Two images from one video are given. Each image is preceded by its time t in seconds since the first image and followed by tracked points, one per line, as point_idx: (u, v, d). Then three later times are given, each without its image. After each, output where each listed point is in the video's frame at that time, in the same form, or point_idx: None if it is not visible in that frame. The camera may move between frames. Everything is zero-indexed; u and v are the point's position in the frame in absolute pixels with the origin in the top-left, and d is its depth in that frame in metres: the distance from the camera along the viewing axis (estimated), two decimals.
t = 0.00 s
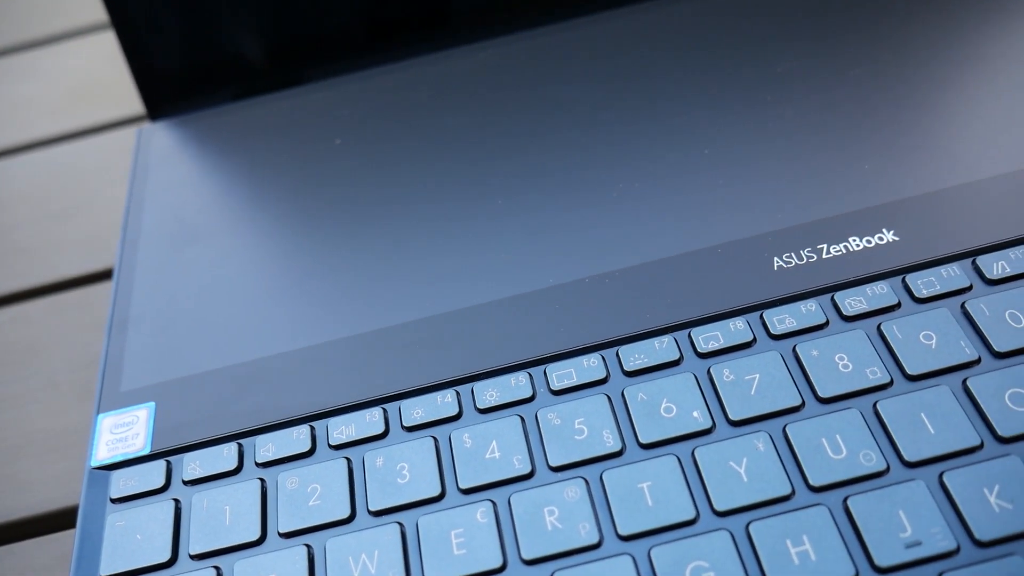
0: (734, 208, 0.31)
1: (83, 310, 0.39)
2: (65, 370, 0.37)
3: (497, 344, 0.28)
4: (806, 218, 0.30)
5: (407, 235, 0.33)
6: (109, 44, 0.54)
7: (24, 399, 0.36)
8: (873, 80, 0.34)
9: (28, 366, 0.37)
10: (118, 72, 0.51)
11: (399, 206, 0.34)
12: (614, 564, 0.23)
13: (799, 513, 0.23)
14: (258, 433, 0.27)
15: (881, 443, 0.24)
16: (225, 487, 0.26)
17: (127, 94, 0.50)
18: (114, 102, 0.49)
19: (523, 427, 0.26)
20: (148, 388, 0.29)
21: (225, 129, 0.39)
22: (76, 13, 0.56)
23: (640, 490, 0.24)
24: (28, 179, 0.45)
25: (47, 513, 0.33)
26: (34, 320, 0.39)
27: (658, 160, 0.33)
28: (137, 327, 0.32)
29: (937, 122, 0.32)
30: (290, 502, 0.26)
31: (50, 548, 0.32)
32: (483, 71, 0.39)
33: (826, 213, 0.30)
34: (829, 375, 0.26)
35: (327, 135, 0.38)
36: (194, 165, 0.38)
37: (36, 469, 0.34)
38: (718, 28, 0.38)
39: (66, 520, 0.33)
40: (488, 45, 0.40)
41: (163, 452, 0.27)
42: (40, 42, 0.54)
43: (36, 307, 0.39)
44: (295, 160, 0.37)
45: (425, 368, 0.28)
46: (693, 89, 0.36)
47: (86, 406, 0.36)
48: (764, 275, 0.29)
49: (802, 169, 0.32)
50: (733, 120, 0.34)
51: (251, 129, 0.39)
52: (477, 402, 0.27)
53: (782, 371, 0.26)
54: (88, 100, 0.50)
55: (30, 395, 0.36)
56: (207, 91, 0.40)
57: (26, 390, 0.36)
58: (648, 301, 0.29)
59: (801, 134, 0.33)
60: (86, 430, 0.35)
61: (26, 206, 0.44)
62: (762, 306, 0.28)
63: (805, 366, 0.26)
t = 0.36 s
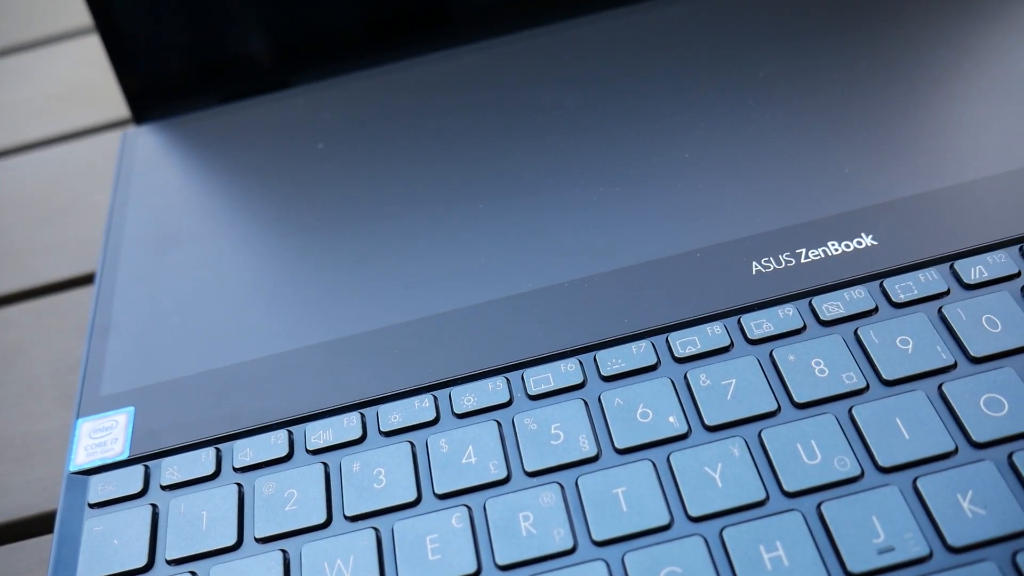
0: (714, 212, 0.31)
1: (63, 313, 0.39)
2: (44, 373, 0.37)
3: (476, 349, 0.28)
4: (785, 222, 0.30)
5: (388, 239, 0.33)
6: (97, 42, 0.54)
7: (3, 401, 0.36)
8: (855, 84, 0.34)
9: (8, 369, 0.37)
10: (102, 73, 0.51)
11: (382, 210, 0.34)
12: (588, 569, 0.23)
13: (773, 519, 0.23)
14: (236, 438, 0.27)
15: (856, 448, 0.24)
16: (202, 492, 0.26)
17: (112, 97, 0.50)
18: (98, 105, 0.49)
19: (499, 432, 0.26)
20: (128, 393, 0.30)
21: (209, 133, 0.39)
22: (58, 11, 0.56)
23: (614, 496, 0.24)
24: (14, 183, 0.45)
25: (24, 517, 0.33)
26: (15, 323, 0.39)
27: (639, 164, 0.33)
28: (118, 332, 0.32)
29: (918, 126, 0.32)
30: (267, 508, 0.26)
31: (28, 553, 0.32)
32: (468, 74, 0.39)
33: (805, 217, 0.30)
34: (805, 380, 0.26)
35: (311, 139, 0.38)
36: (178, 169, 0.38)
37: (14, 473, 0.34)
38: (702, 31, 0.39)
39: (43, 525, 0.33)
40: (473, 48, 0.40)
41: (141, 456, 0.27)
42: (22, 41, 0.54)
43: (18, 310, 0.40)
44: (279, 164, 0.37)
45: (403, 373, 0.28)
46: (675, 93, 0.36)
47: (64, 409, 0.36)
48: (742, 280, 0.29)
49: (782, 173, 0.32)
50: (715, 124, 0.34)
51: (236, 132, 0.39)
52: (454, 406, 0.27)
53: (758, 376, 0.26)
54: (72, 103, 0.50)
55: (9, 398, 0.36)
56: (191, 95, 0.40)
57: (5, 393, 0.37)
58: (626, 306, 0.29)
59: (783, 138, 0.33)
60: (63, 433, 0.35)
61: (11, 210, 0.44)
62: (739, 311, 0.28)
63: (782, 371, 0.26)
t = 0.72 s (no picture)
0: (693, 217, 0.31)
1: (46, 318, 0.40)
2: (27, 378, 0.38)
3: (453, 354, 0.28)
4: (764, 227, 0.30)
5: (370, 243, 0.33)
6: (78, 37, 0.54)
7: None
8: (836, 88, 0.34)
9: None
10: (86, 75, 0.51)
11: (364, 214, 0.34)
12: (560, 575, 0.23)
13: (746, 525, 0.23)
14: (213, 443, 0.27)
15: (830, 454, 0.24)
16: (179, 497, 0.26)
17: (95, 99, 0.50)
18: (82, 108, 0.50)
19: (475, 437, 0.26)
20: (107, 398, 0.30)
21: (193, 136, 0.39)
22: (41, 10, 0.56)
23: (588, 501, 0.24)
24: None
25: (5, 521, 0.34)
26: None
27: (620, 168, 0.33)
28: (99, 337, 0.32)
29: (898, 131, 0.32)
30: (242, 513, 0.26)
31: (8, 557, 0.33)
32: (452, 78, 0.39)
33: (784, 222, 0.30)
34: (780, 385, 0.26)
35: (293, 143, 0.38)
36: (161, 172, 0.38)
37: None
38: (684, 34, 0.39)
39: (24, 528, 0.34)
40: (457, 52, 0.40)
41: (118, 462, 0.27)
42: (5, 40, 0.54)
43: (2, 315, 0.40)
44: (263, 168, 0.37)
45: (381, 378, 0.28)
46: (657, 97, 0.36)
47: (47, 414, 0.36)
48: (720, 284, 0.29)
49: (762, 177, 0.32)
50: (695, 128, 0.34)
51: (220, 136, 0.39)
52: (431, 412, 0.27)
53: (734, 382, 0.26)
54: (56, 106, 0.50)
55: None
56: (175, 98, 0.40)
57: None
58: (604, 311, 0.29)
59: (763, 142, 0.33)
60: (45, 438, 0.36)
61: None
62: (716, 316, 0.28)
63: (757, 376, 0.26)
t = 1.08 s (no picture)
0: (671, 222, 0.31)
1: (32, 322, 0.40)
2: (13, 382, 0.39)
3: (431, 358, 0.28)
4: (742, 232, 0.30)
5: (351, 247, 0.33)
6: (62, 34, 0.54)
7: None
8: (818, 92, 0.34)
9: None
10: (69, 79, 0.51)
11: (346, 218, 0.34)
12: None
13: (719, 530, 0.23)
14: (191, 448, 0.27)
15: (804, 459, 0.24)
16: (156, 503, 0.26)
17: (78, 104, 0.50)
18: (65, 112, 0.50)
19: (451, 443, 0.26)
20: (85, 403, 0.30)
21: (177, 141, 0.39)
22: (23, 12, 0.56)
23: (563, 507, 0.24)
24: None
25: None
26: None
27: (600, 172, 0.33)
28: (79, 341, 0.32)
29: (877, 135, 0.32)
30: (218, 518, 0.26)
31: None
32: (437, 82, 0.39)
33: (762, 227, 0.30)
34: (756, 390, 0.26)
35: (276, 147, 0.38)
36: (145, 177, 0.38)
37: None
38: (666, 39, 0.39)
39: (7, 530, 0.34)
40: (442, 55, 0.40)
41: (96, 467, 0.28)
42: None
43: None
44: (246, 172, 0.37)
45: (358, 383, 0.28)
46: (639, 101, 0.36)
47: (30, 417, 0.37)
48: (698, 289, 0.29)
49: (740, 182, 0.32)
50: (677, 132, 0.34)
51: (204, 140, 0.39)
52: (408, 417, 0.27)
53: (710, 387, 0.26)
54: (40, 109, 0.50)
55: None
56: (159, 102, 0.40)
57: None
58: (581, 315, 0.29)
59: (744, 146, 0.33)
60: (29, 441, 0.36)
61: None
62: (693, 321, 0.28)
63: (733, 382, 0.26)
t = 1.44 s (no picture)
0: (648, 226, 0.31)
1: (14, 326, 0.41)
2: None
3: (408, 363, 0.28)
4: (719, 236, 0.30)
5: (333, 250, 0.33)
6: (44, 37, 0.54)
7: None
8: (798, 96, 0.34)
9: None
10: (52, 81, 0.52)
11: (328, 221, 0.34)
12: None
13: (691, 536, 0.23)
14: (167, 453, 0.28)
15: (777, 465, 0.24)
16: (131, 508, 0.26)
17: (60, 107, 0.50)
18: (47, 114, 0.50)
19: (426, 448, 0.26)
20: (63, 407, 0.30)
21: (161, 144, 0.39)
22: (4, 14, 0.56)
23: (536, 512, 0.24)
24: None
25: None
26: None
27: (579, 176, 0.33)
28: (58, 346, 0.32)
29: (855, 140, 0.32)
30: (193, 524, 0.26)
31: None
32: (420, 84, 0.39)
33: (739, 232, 0.30)
34: (730, 395, 0.26)
35: (258, 151, 0.38)
36: (128, 182, 0.38)
37: None
38: (648, 42, 0.39)
39: None
40: (426, 58, 0.41)
41: (73, 472, 0.28)
42: None
43: None
44: (229, 176, 0.37)
45: (335, 388, 0.28)
46: (621, 104, 0.36)
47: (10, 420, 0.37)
48: (674, 294, 0.29)
49: (719, 186, 0.32)
50: (658, 135, 0.34)
51: (186, 144, 0.39)
52: (383, 422, 0.27)
53: (685, 392, 0.26)
54: (23, 112, 0.50)
55: None
56: (144, 105, 0.40)
57: None
58: (559, 320, 0.29)
59: (724, 150, 0.33)
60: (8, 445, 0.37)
61: None
62: (670, 326, 0.28)
63: (708, 387, 0.26)
